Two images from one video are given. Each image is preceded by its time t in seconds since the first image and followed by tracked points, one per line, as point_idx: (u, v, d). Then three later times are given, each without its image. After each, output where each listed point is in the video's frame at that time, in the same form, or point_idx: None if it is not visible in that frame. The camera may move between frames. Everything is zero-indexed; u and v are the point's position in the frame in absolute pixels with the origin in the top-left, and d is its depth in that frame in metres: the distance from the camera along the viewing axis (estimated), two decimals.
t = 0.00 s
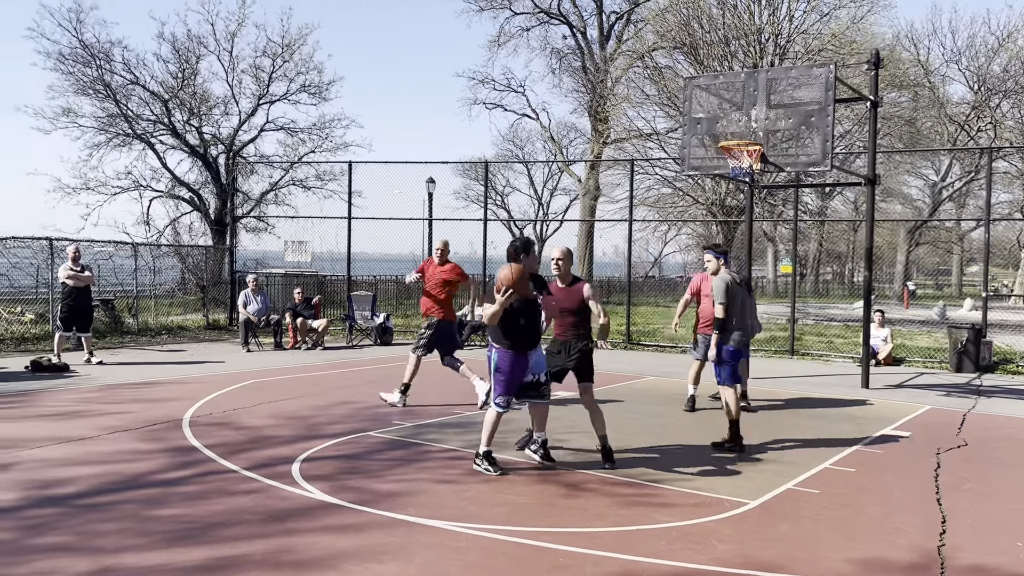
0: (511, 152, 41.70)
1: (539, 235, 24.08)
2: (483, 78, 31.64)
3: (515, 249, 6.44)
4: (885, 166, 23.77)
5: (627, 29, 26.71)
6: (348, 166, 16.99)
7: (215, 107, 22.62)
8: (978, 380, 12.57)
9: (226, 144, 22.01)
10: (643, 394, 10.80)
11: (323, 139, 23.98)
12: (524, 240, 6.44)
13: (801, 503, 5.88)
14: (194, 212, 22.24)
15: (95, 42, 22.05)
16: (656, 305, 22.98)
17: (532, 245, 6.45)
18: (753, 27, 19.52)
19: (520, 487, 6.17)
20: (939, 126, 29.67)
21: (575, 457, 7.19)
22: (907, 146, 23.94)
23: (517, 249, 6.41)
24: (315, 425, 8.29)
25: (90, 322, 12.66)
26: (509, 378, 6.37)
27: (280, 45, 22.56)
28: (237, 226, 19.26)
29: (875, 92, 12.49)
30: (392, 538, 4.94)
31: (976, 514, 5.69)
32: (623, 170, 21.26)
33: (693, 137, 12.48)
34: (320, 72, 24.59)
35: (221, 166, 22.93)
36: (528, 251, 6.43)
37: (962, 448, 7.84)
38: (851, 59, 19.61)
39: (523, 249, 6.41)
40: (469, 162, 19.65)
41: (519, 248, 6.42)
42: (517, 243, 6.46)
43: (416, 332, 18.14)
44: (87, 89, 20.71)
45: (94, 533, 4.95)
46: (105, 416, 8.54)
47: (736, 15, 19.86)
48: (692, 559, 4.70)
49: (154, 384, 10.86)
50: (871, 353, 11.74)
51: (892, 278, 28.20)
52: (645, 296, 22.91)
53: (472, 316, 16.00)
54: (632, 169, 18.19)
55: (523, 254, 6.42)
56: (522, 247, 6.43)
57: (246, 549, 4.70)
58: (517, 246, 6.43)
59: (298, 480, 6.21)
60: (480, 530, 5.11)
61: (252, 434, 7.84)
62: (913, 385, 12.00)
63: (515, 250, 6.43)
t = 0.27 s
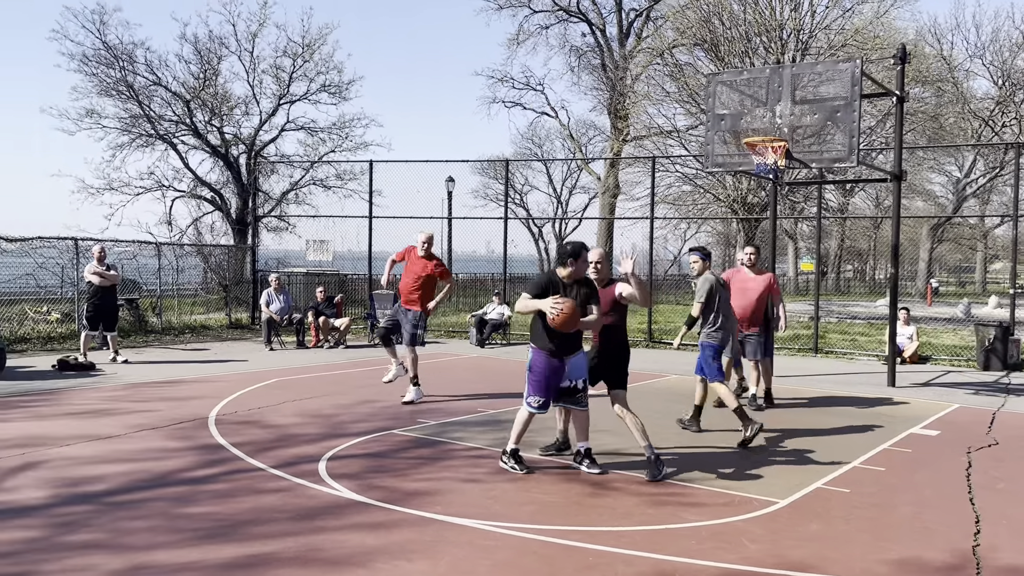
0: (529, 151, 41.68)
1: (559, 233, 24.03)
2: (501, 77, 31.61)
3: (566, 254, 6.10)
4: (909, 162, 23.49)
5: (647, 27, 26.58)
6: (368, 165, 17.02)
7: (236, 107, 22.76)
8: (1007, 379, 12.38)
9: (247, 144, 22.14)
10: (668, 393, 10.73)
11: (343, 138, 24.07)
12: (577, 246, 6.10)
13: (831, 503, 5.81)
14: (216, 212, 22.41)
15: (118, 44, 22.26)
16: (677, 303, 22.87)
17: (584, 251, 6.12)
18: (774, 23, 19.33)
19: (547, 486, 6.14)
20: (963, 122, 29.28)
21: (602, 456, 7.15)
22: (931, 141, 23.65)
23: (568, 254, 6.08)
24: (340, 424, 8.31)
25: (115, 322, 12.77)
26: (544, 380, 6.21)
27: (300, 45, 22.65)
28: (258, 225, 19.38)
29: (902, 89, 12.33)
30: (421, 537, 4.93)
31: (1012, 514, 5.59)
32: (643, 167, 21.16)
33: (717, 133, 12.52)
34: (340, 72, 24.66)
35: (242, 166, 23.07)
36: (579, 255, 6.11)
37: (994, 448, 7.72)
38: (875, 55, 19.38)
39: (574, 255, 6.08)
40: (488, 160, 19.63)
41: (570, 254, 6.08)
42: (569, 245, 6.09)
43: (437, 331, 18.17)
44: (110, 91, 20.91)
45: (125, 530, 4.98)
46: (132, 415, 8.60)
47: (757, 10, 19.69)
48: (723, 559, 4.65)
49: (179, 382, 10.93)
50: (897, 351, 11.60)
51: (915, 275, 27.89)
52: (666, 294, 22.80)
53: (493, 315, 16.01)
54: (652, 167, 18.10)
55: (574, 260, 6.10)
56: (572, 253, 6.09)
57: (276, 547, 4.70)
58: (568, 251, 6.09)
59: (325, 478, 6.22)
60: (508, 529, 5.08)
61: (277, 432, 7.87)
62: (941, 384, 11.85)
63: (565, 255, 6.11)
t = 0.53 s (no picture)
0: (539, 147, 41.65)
1: (569, 230, 24.02)
2: (511, 73, 31.57)
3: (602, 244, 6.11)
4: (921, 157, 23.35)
5: (657, 22, 26.51)
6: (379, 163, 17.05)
7: (246, 106, 22.82)
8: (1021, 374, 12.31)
9: (258, 142, 22.20)
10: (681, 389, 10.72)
11: (354, 136, 24.10)
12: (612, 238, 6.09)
13: (848, 498, 5.80)
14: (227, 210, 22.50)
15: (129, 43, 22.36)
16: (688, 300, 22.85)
17: (618, 243, 6.09)
18: (785, 18, 19.26)
19: (563, 481, 6.16)
20: (976, 116, 29.08)
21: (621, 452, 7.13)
22: (943, 136, 23.50)
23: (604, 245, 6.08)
24: (354, 420, 8.34)
25: (129, 319, 12.84)
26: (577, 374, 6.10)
27: (311, 43, 22.69)
28: (269, 223, 19.44)
29: (916, 81, 12.24)
30: (438, 532, 4.95)
31: None
32: (653, 164, 21.12)
33: (729, 129, 12.52)
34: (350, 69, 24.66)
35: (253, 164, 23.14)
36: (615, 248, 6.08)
37: (1011, 443, 7.67)
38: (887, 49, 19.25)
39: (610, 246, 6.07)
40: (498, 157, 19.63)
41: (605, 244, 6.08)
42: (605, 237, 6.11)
43: (447, 328, 18.19)
44: (121, 90, 21.00)
45: (145, 526, 5.02)
46: (148, 412, 8.66)
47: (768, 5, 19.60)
48: (742, 554, 4.65)
49: (193, 379, 11.00)
50: (911, 347, 11.55)
51: (927, 271, 27.75)
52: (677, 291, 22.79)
53: (504, 312, 16.02)
54: (663, 163, 18.07)
55: (608, 251, 6.08)
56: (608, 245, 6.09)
57: (294, 543, 4.73)
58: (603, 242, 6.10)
59: (341, 474, 6.25)
60: (525, 525, 5.10)
61: (293, 428, 7.90)
62: (956, 379, 11.78)
63: (600, 246, 6.11)
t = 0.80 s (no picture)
0: (541, 141, 41.57)
1: (570, 223, 23.98)
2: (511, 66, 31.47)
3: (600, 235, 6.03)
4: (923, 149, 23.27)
5: (658, 14, 26.40)
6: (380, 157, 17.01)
7: (246, 100, 22.75)
8: None
9: (258, 136, 22.14)
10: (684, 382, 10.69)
11: (354, 129, 24.04)
12: (610, 226, 6.02)
13: (853, 492, 5.77)
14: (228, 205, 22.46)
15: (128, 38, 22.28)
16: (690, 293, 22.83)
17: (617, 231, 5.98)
18: (787, 10, 19.20)
19: (566, 477, 6.13)
20: (978, 107, 28.97)
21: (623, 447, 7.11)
22: (945, 127, 23.42)
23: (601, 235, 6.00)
24: (356, 416, 8.32)
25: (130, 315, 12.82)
26: (591, 372, 6.00)
27: (311, 37, 22.61)
28: (270, 217, 19.40)
29: (918, 73, 12.22)
30: (441, 529, 4.92)
31: None
32: (655, 157, 21.06)
33: (732, 122, 12.42)
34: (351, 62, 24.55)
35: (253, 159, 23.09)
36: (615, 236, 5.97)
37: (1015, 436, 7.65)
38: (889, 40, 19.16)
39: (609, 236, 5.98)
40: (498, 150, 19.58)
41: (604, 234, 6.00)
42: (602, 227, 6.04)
43: (449, 322, 18.16)
44: (121, 84, 20.94)
45: (146, 524, 5.00)
46: (150, 408, 8.64)
47: None
48: (746, 550, 4.62)
49: (195, 375, 10.98)
50: (914, 340, 11.53)
51: (930, 263, 27.69)
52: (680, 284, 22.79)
53: (506, 306, 16.00)
54: (665, 156, 17.99)
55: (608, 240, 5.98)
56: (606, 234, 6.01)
57: (297, 541, 4.70)
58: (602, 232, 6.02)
59: (343, 471, 6.22)
60: (528, 521, 5.07)
61: (295, 425, 7.88)
62: (959, 372, 11.76)
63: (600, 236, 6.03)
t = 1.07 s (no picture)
0: (535, 134, 41.52)
1: (565, 216, 23.95)
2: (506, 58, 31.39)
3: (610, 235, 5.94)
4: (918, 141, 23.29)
5: (653, 6, 26.32)
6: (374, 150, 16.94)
7: (240, 93, 22.63)
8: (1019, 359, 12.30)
9: (252, 130, 22.04)
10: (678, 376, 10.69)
11: (348, 122, 23.95)
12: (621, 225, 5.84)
13: (849, 486, 5.77)
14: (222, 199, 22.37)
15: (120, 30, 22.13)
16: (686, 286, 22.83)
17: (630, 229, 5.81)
18: (782, 2, 19.15)
19: (562, 472, 6.12)
20: (972, 99, 28.99)
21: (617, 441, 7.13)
22: (939, 120, 23.42)
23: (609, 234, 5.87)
24: (352, 411, 8.30)
25: (124, 310, 12.77)
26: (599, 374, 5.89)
27: (304, 29, 22.50)
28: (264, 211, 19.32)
29: (914, 65, 12.16)
30: (437, 525, 4.91)
31: None
32: (650, 149, 21.03)
33: (727, 114, 12.43)
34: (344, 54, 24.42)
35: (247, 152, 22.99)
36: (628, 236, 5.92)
37: (1009, 428, 7.66)
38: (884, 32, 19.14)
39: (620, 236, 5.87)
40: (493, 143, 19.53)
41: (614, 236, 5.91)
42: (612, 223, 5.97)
43: (444, 316, 18.13)
44: (113, 78, 20.82)
45: (141, 522, 4.98)
46: (144, 404, 8.60)
47: None
48: (743, 545, 4.62)
49: (190, 370, 10.95)
50: (908, 332, 11.54)
51: (924, 254, 27.74)
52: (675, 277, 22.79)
53: (502, 300, 15.98)
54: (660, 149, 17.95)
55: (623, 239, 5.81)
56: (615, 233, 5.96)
57: (292, 537, 4.69)
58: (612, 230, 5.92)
59: (339, 466, 6.21)
60: (525, 517, 5.06)
61: (290, 420, 7.86)
62: (954, 364, 11.78)
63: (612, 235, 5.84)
